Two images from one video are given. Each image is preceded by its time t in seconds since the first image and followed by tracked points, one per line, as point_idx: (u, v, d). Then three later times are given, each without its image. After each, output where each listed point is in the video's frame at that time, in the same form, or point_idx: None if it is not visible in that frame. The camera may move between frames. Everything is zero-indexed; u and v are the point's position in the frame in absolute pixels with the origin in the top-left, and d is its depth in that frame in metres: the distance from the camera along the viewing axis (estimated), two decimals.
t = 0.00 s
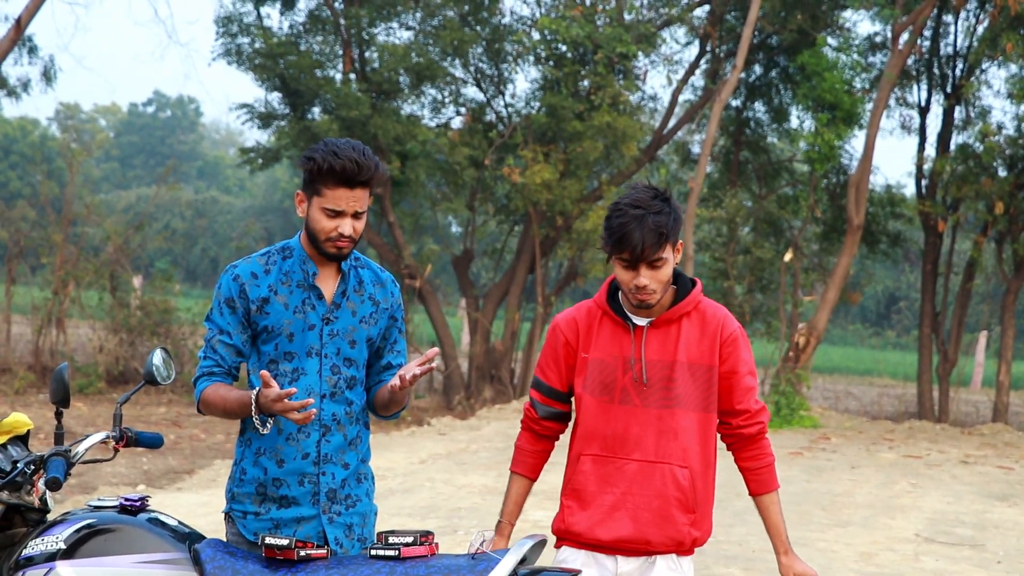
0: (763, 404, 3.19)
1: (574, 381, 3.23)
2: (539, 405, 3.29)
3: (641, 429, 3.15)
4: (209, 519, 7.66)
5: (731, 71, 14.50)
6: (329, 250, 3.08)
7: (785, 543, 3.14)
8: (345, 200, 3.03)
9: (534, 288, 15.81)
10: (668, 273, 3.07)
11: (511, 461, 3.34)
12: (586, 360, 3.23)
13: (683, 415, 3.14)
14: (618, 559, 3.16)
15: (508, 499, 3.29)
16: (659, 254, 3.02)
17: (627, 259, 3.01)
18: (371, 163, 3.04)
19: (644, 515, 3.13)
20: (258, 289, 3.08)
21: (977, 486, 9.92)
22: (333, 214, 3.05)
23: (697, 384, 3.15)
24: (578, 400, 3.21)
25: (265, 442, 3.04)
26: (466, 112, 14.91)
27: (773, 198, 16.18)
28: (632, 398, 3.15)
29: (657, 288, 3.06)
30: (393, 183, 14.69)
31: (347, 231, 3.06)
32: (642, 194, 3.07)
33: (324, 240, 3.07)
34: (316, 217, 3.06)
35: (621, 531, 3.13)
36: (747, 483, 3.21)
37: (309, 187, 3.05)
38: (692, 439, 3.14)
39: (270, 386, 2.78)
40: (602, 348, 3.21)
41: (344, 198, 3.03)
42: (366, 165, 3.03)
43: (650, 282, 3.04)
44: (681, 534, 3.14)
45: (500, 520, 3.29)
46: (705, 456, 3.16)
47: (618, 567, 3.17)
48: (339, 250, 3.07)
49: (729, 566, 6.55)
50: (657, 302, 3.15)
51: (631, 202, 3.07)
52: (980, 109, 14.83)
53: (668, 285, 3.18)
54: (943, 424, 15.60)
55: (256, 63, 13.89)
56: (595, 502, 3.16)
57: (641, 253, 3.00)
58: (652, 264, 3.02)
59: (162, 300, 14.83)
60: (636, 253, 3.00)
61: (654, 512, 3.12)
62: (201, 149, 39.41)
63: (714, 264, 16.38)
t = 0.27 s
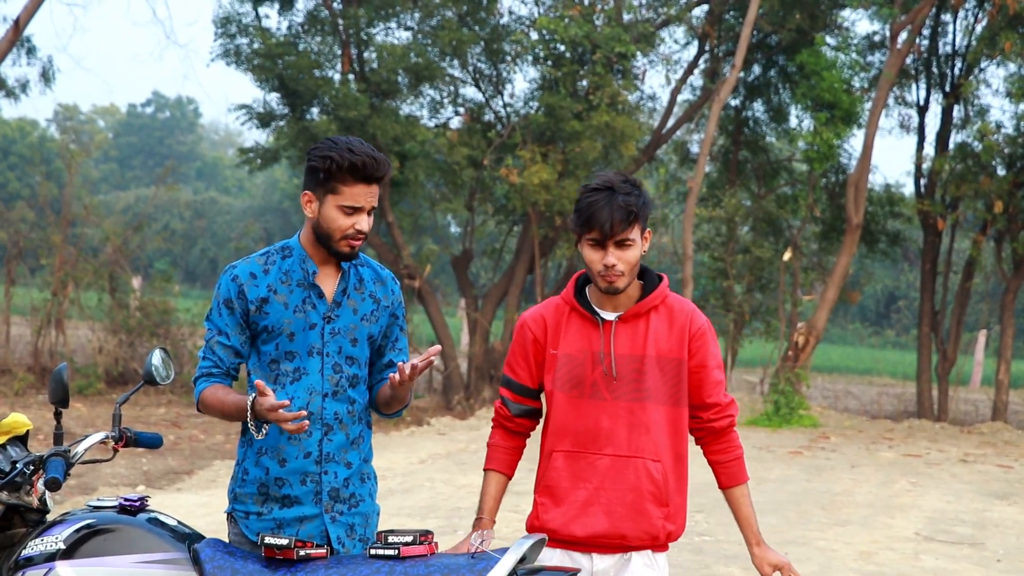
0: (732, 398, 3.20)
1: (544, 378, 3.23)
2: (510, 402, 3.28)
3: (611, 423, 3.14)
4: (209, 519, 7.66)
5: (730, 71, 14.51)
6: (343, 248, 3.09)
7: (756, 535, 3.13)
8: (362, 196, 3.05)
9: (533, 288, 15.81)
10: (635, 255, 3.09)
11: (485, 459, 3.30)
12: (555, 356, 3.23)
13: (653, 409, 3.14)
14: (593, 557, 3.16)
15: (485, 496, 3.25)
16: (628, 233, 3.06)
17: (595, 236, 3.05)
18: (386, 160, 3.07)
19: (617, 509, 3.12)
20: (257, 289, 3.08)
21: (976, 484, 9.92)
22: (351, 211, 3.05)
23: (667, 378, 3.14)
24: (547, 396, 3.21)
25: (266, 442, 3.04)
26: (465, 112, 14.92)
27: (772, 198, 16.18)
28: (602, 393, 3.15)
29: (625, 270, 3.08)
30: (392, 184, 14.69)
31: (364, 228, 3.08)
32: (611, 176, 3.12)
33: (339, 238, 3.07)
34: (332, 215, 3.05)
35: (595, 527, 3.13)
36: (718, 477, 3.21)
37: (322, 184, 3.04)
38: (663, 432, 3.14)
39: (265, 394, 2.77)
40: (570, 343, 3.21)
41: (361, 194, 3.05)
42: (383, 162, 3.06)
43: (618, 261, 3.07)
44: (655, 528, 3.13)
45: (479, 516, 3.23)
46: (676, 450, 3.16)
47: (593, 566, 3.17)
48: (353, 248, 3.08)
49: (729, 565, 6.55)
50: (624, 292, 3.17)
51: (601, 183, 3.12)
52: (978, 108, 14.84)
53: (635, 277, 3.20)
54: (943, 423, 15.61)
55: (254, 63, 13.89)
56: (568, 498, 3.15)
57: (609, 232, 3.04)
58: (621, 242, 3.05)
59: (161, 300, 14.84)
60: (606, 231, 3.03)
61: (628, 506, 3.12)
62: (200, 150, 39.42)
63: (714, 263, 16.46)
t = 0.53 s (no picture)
0: (711, 389, 3.20)
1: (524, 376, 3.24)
2: (489, 402, 3.26)
3: (593, 418, 3.15)
4: (209, 520, 7.66)
5: (729, 68, 14.50)
6: (351, 242, 3.11)
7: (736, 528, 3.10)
8: (367, 186, 3.09)
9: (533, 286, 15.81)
10: (602, 251, 3.10)
11: (463, 462, 3.28)
12: (536, 354, 3.23)
13: (633, 403, 3.14)
14: (581, 552, 3.15)
15: (462, 498, 3.21)
16: (588, 230, 3.07)
17: (556, 233, 3.07)
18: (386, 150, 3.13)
19: (602, 504, 3.11)
20: (257, 288, 3.08)
21: (977, 480, 9.92)
22: (357, 202, 3.08)
23: (645, 371, 3.15)
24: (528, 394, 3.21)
25: (269, 441, 3.03)
26: (464, 111, 14.91)
27: (771, 195, 16.18)
28: (583, 388, 3.16)
29: (590, 266, 3.09)
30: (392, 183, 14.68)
31: (370, 218, 3.11)
32: (578, 174, 3.14)
33: (346, 230, 3.09)
34: (338, 207, 3.07)
35: (581, 522, 3.12)
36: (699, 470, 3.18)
37: (327, 177, 3.07)
38: (643, 425, 3.14)
39: (265, 398, 2.77)
40: (549, 340, 3.22)
41: (366, 183, 3.09)
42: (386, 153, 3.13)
43: (581, 257, 3.08)
44: (640, 521, 3.12)
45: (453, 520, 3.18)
46: (657, 442, 3.16)
47: (582, 560, 3.15)
48: (361, 240, 3.11)
49: (730, 563, 6.55)
50: (596, 288, 3.18)
51: (567, 180, 3.13)
52: (978, 104, 14.83)
53: (610, 274, 3.21)
54: (943, 419, 15.61)
55: (253, 63, 13.88)
56: (553, 495, 3.15)
57: (569, 228, 3.06)
58: (581, 239, 3.07)
59: (161, 301, 14.85)
60: (564, 228, 3.06)
61: (612, 500, 3.11)
62: (199, 150, 39.42)
63: (714, 261, 16.49)
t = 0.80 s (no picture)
0: (719, 384, 3.19)
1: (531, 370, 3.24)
2: (494, 398, 3.27)
3: (600, 411, 3.15)
4: (211, 518, 7.66)
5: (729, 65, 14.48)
6: (355, 236, 3.13)
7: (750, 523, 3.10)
8: (371, 181, 3.11)
9: (534, 283, 15.81)
10: (613, 246, 3.12)
11: (466, 456, 3.30)
12: (543, 348, 3.24)
13: (640, 397, 3.14)
14: (585, 548, 3.16)
15: (461, 494, 3.24)
16: (602, 225, 3.09)
17: (569, 229, 3.09)
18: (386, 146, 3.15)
19: (610, 496, 3.11)
20: (259, 285, 3.08)
21: (979, 475, 9.91)
22: (361, 197, 3.10)
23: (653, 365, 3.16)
24: (535, 387, 3.22)
25: (272, 438, 3.04)
26: (464, 108, 14.90)
27: (772, 191, 16.17)
28: (590, 381, 3.16)
29: (603, 260, 3.11)
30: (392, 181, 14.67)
31: (374, 213, 3.13)
32: (586, 170, 3.16)
33: (350, 225, 3.10)
34: (343, 202, 3.08)
35: (588, 514, 3.12)
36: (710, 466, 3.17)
37: (330, 173, 3.07)
38: (650, 418, 3.14)
39: (270, 398, 2.78)
40: (557, 335, 3.23)
41: (370, 178, 3.11)
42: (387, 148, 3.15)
43: (595, 252, 3.10)
44: (646, 514, 3.12)
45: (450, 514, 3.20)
46: (663, 435, 3.16)
47: (586, 557, 3.16)
48: (365, 233, 3.12)
49: (732, 558, 6.55)
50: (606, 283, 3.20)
51: (575, 177, 3.16)
52: (978, 99, 14.81)
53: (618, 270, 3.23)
54: (945, 414, 15.60)
55: (253, 61, 13.86)
56: (559, 487, 3.15)
57: (581, 224, 3.07)
58: (595, 234, 3.08)
59: (162, 300, 14.86)
60: (578, 224, 3.07)
61: (618, 492, 3.11)
62: (199, 149, 39.41)
63: (714, 257, 16.48)
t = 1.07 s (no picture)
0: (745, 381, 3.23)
1: (564, 362, 3.20)
2: (522, 388, 3.21)
3: (635, 404, 3.13)
4: (216, 510, 7.69)
5: (732, 55, 14.45)
6: (359, 228, 3.12)
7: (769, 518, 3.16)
8: (375, 171, 3.11)
9: (538, 274, 15.81)
10: (651, 242, 3.13)
11: (490, 449, 3.24)
12: (577, 340, 3.20)
13: (673, 391, 3.15)
14: (616, 539, 3.13)
15: (487, 484, 3.17)
16: (642, 222, 3.09)
17: (611, 226, 3.08)
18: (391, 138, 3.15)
19: (646, 488, 3.10)
20: (263, 275, 3.07)
21: (983, 465, 9.91)
22: (365, 187, 3.10)
23: (686, 360, 3.17)
24: (569, 380, 3.17)
25: (277, 428, 3.04)
26: (467, 99, 14.89)
27: (775, 181, 16.16)
28: (625, 374, 3.14)
29: (641, 256, 3.12)
30: (395, 172, 14.66)
31: (378, 203, 3.12)
32: (621, 167, 3.15)
33: (355, 216, 3.10)
34: (347, 193, 3.08)
35: (625, 506, 3.09)
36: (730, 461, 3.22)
37: (335, 164, 3.08)
38: (682, 413, 3.15)
39: (275, 386, 2.78)
40: (590, 328, 3.20)
41: (374, 169, 3.11)
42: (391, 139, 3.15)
43: (636, 248, 3.10)
44: (678, 506, 3.13)
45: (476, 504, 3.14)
46: (693, 430, 3.18)
47: (615, 548, 3.14)
48: (369, 225, 3.11)
49: (737, 548, 6.56)
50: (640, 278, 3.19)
51: (613, 173, 3.14)
52: (982, 88, 14.77)
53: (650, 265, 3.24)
54: (948, 404, 15.60)
55: (255, 53, 13.86)
56: (595, 479, 3.10)
57: (624, 221, 3.07)
58: (636, 231, 3.08)
59: (166, 292, 14.89)
60: (621, 221, 3.07)
61: (655, 485, 3.10)
62: (203, 141, 39.41)
63: (718, 247, 16.42)
